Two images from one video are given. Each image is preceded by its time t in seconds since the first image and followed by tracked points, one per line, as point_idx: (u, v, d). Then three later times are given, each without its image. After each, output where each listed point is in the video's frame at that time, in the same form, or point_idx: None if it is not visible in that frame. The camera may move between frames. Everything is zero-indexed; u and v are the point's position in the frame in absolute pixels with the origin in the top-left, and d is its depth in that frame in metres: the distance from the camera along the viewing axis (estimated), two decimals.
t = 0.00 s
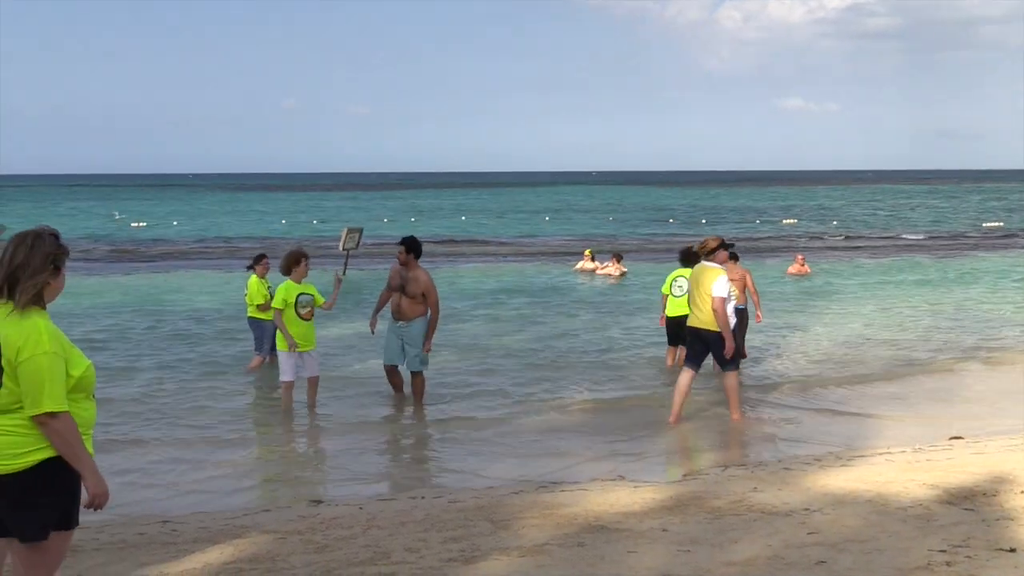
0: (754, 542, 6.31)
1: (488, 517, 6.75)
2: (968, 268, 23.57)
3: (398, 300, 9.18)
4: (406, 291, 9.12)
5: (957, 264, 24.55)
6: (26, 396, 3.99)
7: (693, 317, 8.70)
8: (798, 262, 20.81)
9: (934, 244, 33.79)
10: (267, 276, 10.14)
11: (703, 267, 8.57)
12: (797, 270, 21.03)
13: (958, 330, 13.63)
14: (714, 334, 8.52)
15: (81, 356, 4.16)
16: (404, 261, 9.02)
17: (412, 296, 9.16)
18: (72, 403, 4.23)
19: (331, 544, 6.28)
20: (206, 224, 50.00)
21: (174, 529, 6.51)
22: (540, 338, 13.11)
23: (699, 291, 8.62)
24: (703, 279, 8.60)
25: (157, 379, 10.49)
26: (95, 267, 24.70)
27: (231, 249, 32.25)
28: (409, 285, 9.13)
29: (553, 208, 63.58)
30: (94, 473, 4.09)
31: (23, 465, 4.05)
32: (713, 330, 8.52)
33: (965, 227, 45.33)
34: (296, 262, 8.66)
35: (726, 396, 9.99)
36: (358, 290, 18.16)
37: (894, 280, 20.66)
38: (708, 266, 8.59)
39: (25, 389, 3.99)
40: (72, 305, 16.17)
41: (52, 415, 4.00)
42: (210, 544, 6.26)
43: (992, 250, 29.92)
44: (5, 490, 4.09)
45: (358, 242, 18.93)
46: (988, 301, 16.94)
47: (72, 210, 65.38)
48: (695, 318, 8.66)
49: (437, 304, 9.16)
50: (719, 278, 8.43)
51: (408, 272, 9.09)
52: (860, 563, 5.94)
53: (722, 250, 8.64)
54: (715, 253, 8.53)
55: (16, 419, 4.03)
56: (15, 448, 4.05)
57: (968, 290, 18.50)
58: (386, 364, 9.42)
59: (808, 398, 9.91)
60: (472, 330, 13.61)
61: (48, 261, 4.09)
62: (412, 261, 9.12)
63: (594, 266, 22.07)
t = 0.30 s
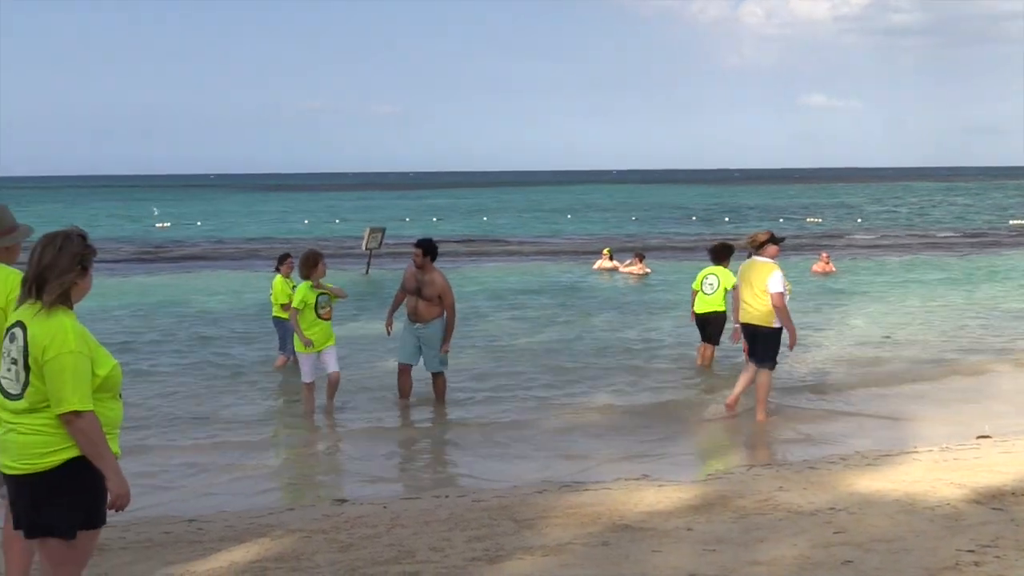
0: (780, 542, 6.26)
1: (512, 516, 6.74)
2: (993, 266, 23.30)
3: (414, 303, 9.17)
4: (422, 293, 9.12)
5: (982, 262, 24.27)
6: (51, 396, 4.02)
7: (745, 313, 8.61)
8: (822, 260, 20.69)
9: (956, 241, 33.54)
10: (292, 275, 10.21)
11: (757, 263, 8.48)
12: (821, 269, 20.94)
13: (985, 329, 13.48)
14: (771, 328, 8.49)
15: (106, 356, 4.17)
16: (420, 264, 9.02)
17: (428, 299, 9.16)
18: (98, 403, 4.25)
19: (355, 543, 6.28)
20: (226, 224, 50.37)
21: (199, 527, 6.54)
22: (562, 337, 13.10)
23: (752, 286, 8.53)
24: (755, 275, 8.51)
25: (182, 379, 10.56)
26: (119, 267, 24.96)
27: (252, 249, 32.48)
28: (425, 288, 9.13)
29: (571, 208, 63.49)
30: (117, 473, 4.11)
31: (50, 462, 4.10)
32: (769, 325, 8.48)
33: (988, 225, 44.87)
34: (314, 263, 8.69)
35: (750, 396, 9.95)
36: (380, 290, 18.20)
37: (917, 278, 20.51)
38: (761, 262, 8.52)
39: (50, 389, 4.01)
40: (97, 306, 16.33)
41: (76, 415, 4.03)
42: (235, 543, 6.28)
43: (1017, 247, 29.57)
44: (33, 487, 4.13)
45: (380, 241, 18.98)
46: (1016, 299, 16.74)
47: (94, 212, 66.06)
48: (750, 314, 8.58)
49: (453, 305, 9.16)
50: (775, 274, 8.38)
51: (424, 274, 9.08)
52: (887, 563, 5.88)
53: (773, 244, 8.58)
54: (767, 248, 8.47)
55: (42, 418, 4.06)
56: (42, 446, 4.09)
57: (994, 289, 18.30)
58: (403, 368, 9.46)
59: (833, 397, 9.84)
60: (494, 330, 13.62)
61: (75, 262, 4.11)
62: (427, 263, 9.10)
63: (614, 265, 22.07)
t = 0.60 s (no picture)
0: (800, 542, 6.24)
1: (531, 515, 6.74)
2: (1014, 266, 23.12)
3: (416, 303, 9.12)
4: (424, 292, 9.07)
5: (1002, 262, 24.09)
6: (75, 393, 4.04)
7: (785, 311, 8.74)
8: (841, 259, 20.63)
9: (973, 240, 33.37)
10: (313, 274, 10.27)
11: (803, 262, 8.61)
12: (841, 267, 20.92)
13: (1006, 330, 13.40)
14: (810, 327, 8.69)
15: (128, 354, 4.19)
16: (419, 262, 8.97)
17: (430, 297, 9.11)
18: (121, 400, 4.28)
19: (375, 541, 6.29)
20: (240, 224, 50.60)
21: (220, 525, 6.57)
22: (579, 336, 13.10)
23: (795, 284, 8.66)
24: (800, 273, 8.64)
25: (200, 377, 10.60)
26: (136, 266, 25.13)
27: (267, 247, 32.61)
28: (426, 286, 9.08)
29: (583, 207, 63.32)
30: (139, 471, 4.12)
31: (72, 459, 4.12)
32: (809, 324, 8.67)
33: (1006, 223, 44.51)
34: (334, 264, 8.73)
35: (768, 396, 9.92)
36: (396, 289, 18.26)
37: (935, 278, 20.40)
38: (804, 261, 8.66)
39: (74, 387, 4.03)
40: (116, 305, 16.43)
41: (99, 413, 4.05)
42: (255, 541, 6.30)
43: None
44: (56, 484, 4.16)
45: (397, 240, 19.05)
46: None
47: (110, 211, 66.50)
48: (790, 312, 8.72)
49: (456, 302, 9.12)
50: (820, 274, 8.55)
51: (424, 272, 9.03)
52: (909, 563, 5.85)
53: (813, 244, 8.73)
54: (812, 248, 8.63)
55: (64, 415, 4.09)
56: (65, 444, 4.11)
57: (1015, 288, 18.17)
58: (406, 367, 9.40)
59: (852, 397, 9.81)
60: (511, 329, 13.64)
61: (99, 260, 4.13)
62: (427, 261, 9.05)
63: (628, 264, 22.07)
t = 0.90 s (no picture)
0: (811, 541, 6.22)
1: (542, 514, 6.73)
2: None
3: (414, 299, 9.06)
4: (421, 288, 9.03)
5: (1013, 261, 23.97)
6: (89, 392, 4.06)
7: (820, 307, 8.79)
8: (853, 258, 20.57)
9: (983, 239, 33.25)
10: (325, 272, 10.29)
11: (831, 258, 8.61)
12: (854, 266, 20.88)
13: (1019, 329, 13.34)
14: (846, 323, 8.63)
15: (141, 352, 4.20)
16: (415, 257, 8.94)
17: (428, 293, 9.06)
18: (135, 398, 4.28)
19: (386, 539, 6.30)
20: (249, 223, 50.72)
21: (231, 523, 6.58)
22: (589, 335, 13.10)
23: (826, 281, 8.67)
24: (831, 269, 8.64)
25: (211, 376, 10.64)
26: (145, 265, 25.22)
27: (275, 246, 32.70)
28: (423, 282, 9.05)
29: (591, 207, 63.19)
30: (153, 468, 4.13)
31: (87, 457, 4.13)
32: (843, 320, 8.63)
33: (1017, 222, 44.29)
34: (355, 261, 8.71)
35: (779, 395, 9.90)
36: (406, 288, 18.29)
37: (945, 276, 20.34)
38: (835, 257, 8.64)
39: (88, 384, 4.05)
40: (126, 304, 16.50)
41: (114, 410, 4.06)
42: (266, 539, 6.31)
43: None
44: (71, 480, 4.17)
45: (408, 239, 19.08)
46: None
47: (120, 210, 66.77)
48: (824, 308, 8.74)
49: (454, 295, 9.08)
50: (851, 269, 8.48)
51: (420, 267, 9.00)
52: (923, 563, 5.82)
53: (846, 241, 8.70)
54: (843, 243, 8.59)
55: (79, 413, 4.11)
56: (81, 441, 4.12)
57: None
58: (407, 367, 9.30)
59: (864, 396, 9.79)
60: (521, 327, 13.65)
61: (112, 258, 4.14)
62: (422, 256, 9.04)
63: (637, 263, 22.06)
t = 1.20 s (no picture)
0: (821, 540, 6.20)
1: (552, 512, 6.73)
2: None
3: (422, 297, 9.03)
4: (429, 285, 9.02)
5: None
6: (102, 389, 4.07)
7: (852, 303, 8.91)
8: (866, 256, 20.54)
9: (994, 237, 33.11)
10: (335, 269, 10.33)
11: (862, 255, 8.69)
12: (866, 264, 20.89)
13: None
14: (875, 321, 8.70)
15: (154, 349, 4.21)
16: (421, 254, 8.95)
17: (436, 290, 9.04)
18: (147, 395, 4.29)
19: (397, 536, 6.31)
20: (256, 220, 50.81)
21: (242, 520, 6.59)
22: (598, 333, 13.09)
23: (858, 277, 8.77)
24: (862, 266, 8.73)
25: (221, 373, 10.66)
26: (154, 262, 25.28)
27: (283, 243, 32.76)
28: (430, 279, 9.04)
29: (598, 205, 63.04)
30: (165, 465, 4.14)
31: (100, 454, 4.15)
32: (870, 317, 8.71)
33: None
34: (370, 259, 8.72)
35: (789, 393, 9.88)
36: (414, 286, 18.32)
37: (955, 274, 20.27)
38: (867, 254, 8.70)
39: (101, 382, 4.06)
40: (136, 300, 16.55)
41: (126, 407, 4.07)
42: (277, 535, 6.33)
43: None
44: (83, 477, 4.19)
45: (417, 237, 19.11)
46: None
47: (128, 207, 66.96)
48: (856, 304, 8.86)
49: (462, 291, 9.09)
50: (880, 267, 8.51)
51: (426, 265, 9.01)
52: (934, 562, 5.80)
53: (883, 239, 8.64)
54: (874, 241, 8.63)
55: (91, 411, 4.12)
56: (93, 438, 4.14)
57: None
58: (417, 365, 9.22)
59: (874, 396, 9.76)
60: (530, 325, 13.66)
61: (125, 256, 4.15)
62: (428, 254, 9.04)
63: (645, 261, 22.04)
